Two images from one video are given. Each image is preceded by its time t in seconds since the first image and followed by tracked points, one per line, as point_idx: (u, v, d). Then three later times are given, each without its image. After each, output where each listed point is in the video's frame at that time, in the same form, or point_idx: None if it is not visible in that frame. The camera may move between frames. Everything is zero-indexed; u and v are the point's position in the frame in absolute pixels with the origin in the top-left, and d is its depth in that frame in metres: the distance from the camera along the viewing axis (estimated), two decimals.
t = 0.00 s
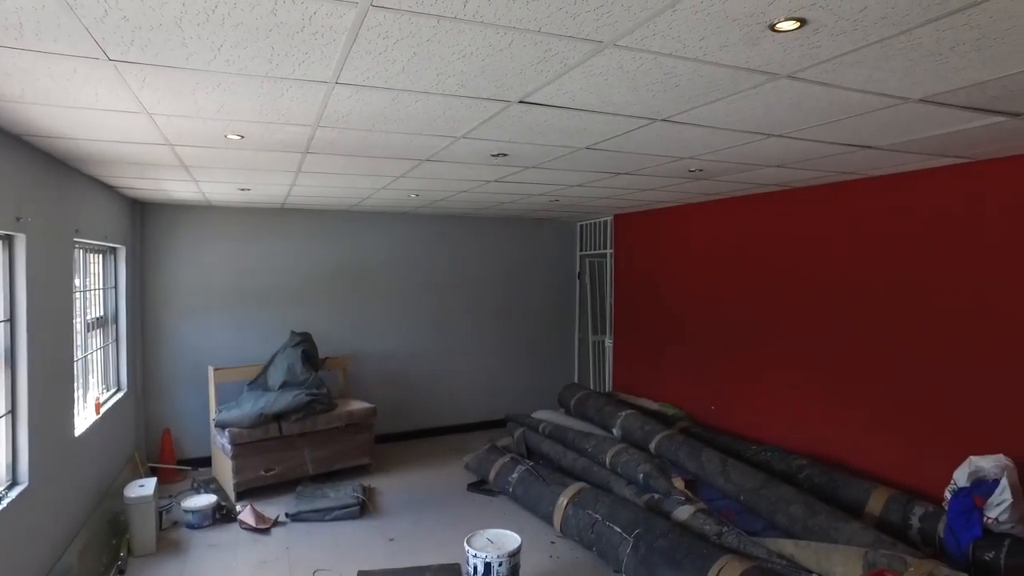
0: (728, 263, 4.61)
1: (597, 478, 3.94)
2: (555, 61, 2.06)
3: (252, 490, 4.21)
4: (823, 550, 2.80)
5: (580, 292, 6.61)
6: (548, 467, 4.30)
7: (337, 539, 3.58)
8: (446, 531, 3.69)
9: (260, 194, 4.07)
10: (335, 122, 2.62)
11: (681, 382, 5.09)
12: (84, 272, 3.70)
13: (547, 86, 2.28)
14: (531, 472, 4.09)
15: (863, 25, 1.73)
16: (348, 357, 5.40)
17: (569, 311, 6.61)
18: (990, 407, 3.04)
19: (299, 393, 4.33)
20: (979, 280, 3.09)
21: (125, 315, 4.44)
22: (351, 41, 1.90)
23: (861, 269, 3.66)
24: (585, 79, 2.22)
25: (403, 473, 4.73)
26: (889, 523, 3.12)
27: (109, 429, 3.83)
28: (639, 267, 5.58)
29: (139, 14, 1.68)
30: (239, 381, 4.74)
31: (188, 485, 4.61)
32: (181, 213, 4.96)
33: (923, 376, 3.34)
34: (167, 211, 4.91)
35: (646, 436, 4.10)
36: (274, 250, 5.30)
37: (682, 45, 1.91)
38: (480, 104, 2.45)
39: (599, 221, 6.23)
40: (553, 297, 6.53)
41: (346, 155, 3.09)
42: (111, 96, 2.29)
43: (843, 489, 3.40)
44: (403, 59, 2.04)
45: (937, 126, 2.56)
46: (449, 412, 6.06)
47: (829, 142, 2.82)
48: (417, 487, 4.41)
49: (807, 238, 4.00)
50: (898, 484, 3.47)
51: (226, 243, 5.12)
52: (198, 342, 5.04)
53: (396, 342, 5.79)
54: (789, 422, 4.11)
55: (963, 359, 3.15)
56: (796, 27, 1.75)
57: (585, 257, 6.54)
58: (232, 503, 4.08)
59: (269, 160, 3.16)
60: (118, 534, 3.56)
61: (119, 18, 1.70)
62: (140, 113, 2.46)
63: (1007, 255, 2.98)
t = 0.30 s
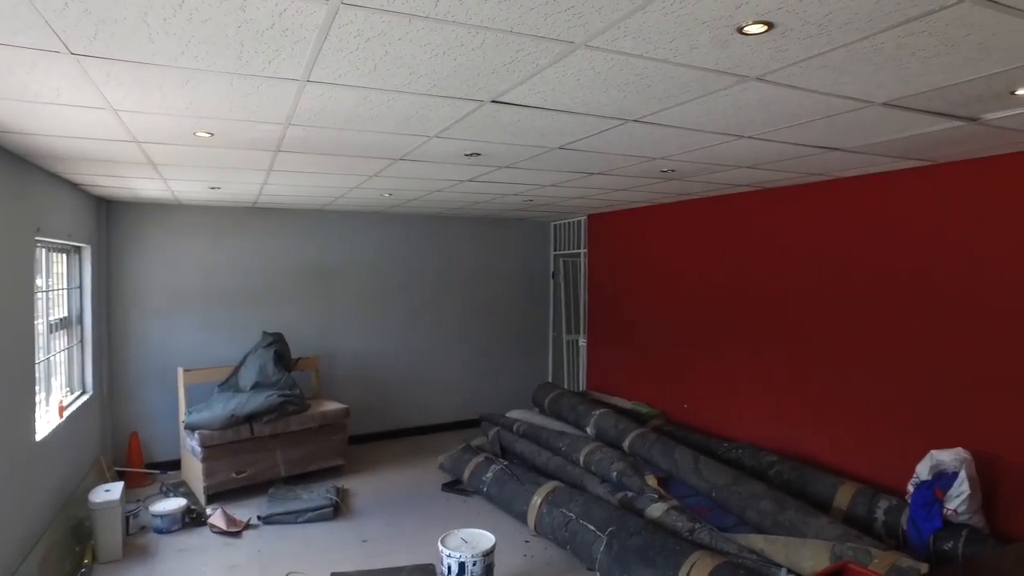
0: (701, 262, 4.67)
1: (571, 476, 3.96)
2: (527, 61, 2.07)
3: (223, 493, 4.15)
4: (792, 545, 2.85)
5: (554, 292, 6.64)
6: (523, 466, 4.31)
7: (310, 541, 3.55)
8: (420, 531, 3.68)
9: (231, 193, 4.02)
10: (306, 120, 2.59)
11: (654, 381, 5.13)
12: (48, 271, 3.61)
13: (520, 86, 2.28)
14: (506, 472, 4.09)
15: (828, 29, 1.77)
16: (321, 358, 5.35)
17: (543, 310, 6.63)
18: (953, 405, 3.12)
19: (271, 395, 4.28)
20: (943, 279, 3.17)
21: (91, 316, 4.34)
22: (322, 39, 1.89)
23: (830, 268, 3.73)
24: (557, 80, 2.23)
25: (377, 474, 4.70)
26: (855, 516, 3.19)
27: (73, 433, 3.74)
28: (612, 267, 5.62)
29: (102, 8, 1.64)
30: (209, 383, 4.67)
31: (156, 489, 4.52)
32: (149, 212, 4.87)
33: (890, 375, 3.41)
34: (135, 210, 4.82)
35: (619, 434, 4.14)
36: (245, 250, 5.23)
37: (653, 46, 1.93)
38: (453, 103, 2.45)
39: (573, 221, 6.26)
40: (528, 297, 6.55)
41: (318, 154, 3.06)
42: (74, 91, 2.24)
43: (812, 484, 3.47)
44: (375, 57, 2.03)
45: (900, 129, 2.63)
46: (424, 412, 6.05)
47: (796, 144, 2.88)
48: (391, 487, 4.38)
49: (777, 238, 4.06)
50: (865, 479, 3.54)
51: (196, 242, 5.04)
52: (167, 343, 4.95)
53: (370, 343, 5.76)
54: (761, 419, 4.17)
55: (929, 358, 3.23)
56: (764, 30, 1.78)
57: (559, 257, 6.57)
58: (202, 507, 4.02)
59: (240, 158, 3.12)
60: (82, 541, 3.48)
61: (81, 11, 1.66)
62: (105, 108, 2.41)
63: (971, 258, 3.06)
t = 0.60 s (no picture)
0: (676, 261, 4.71)
1: (547, 475, 3.97)
2: (502, 61, 2.08)
3: (194, 496, 4.09)
4: (764, 540, 2.90)
5: (529, 292, 6.65)
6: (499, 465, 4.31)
7: (284, 543, 3.51)
8: (396, 532, 3.66)
9: (203, 191, 3.96)
10: (279, 118, 2.57)
11: (630, 380, 5.17)
12: (11, 271, 3.53)
13: (494, 85, 2.29)
14: (481, 471, 4.09)
15: (797, 33, 1.81)
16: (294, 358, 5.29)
17: (519, 310, 6.64)
18: (923, 402, 3.19)
19: (244, 396, 4.22)
20: (912, 278, 3.24)
21: (56, 317, 4.25)
22: (295, 36, 1.87)
23: (803, 267, 3.79)
24: (532, 80, 2.23)
25: (352, 475, 4.67)
26: (825, 511, 3.25)
27: (37, 437, 3.65)
28: (588, 266, 5.65)
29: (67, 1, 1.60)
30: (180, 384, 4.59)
31: (125, 493, 4.44)
32: (118, 210, 4.78)
33: (861, 373, 3.47)
34: (104, 209, 4.73)
35: (595, 433, 4.17)
36: (217, 250, 5.15)
37: (626, 47, 1.95)
38: (427, 102, 2.45)
39: (548, 221, 6.28)
40: (504, 296, 6.56)
41: (292, 152, 3.03)
42: (39, 86, 2.18)
43: (784, 481, 3.52)
44: (349, 55, 2.01)
45: (867, 132, 2.69)
46: (400, 412, 6.02)
47: (766, 145, 2.93)
48: (366, 488, 4.36)
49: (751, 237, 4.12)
50: (836, 475, 3.60)
51: (166, 241, 4.95)
52: (136, 344, 4.86)
53: (345, 343, 5.72)
54: (735, 417, 4.22)
55: (899, 355, 3.30)
56: (735, 33, 1.81)
57: (535, 257, 6.59)
58: (173, 511, 3.95)
59: (211, 156, 3.08)
60: (46, 548, 3.39)
61: (44, 4, 1.62)
62: (70, 104, 2.35)
63: (940, 258, 3.12)
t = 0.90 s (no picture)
0: (651, 261, 4.75)
1: (523, 473, 3.97)
2: (475, 59, 2.08)
3: (165, 500, 4.02)
4: (737, 535, 2.94)
5: (505, 291, 6.66)
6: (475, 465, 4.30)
7: (257, 546, 3.47)
8: (372, 533, 3.64)
9: (174, 189, 3.90)
10: (251, 115, 2.54)
11: (606, 378, 5.19)
12: None
13: (468, 83, 2.29)
14: (457, 471, 4.08)
15: (766, 35, 1.83)
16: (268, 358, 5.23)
17: (495, 309, 6.65)
18: (890, 398, 3.26)
19: (216, 397, 4.17)
20: (880, 277, 3.31)
21: (20, 318, 4.16)
22: (265, 31, 1.85)
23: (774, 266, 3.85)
24: (506, 78, 2.24)
25: (328, 476, 4.63)
26: (796, 507, 3.30)
27: None
28: (564, 266, 5.67)
29: None
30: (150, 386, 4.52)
31: (93, 498, 4.35)
32: (87, 209, 4.69)
33: (831, 369, 3.54)
34: (72, 208, 4.63)
35: (571, 432, 4.18)
36: (190, 249, 5.08)
37: (599, 47, 1.97)
38: (401, 100, 2.44)
39: (524, 220, 6.30)
40: (480, 296, 6.57)
41: (265, 150, 3.00)
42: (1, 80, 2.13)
43: (757, 478, 3.56)
44: (321, 52, 2.00)
45: (834, 133, 2.74)
46: (377, 412, 5.99)
47: (737, 146, 2.97)
48: (342, 489, 4.32)
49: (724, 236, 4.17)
50: (807, 471, 3.66)
51: (136, 241, 4.87)
52: (106, 345, 4.77)
53: (320, 343, 5.67)
54: (710, 415, 4.25)
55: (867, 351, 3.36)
56: (706, 34, 1.83)
57: (511, 256, 6.60)
58: (143, 515, 3.88)
59: (181, 154, 3.03)
60: (9, 555, 3.31)
61: None
62: (35, 99, 2.30)
63: (906, 256, 3.20)
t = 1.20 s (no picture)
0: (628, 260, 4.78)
1: (500, 472, 3.97)
2: (451, 57, 2.08)
3: (136, 503, 3.95)
4: (712, 531, 2.96)
5: (484, 291, 6.66)
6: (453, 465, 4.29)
7: (232, 548, 3.43)
8: (349, 534, 3.61)
9: (146, 187, 3.84)
10: (224, 112, 2.51)
11: (583, 377, 5.21)
12: None
13: (445, 81, 2.28)
14: (435, 471, 4.06)
15: (740, 35, 1.85)
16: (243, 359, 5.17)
17: (473, 309, 6.65)
18: (862, 394, 3.31)
19: (190, 398, 4.11)
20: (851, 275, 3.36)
21: None
22: (238, 26, 1.83)
23: (749, 265, 3.90)
24: (482, 77, 2.24)
25: (305, 477, 4.58)
26: (771, 502, 3.34)
27: None
28: (542, 265, 5.69)
29: None
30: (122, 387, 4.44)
31: (61, 502, 4.26)
32: (57, 208, 4.60)
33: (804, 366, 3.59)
34: (41, 206, 4.54)
35: (550, 431, 4.19)
36: (163, 249, 5.01)
37: (575, 46, 1.98)
38: (377, 98, 2.43)
39: (502, 220, 6.30)
40: (458, 296, 6.56)
41: (239, 148, 2.97)
42: None
43: (733, 474, 3.60)
44: (295, 48, 1.98)
45: (807, 134, 2.78)
46: (354, 413, 5.95)
47: (711, 145, 3.00)
48: (319, 491, 4.28)
49: (699, 235, 4.21)
50: (780, 466, 3.71)
51: (108, 240, 4.80)
52: (76, 346, 4.69)
53: (297, 344, 5.63)
54: (686, 413, 4.29)
55: (839, 348, 3.42)
56: (680, 34, 1.85)
57: (489, 256, 6.60)
58: (113, 519, 3.81)
59: (153, 151, 2.99)
60: None
61: None
62: None
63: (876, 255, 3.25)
